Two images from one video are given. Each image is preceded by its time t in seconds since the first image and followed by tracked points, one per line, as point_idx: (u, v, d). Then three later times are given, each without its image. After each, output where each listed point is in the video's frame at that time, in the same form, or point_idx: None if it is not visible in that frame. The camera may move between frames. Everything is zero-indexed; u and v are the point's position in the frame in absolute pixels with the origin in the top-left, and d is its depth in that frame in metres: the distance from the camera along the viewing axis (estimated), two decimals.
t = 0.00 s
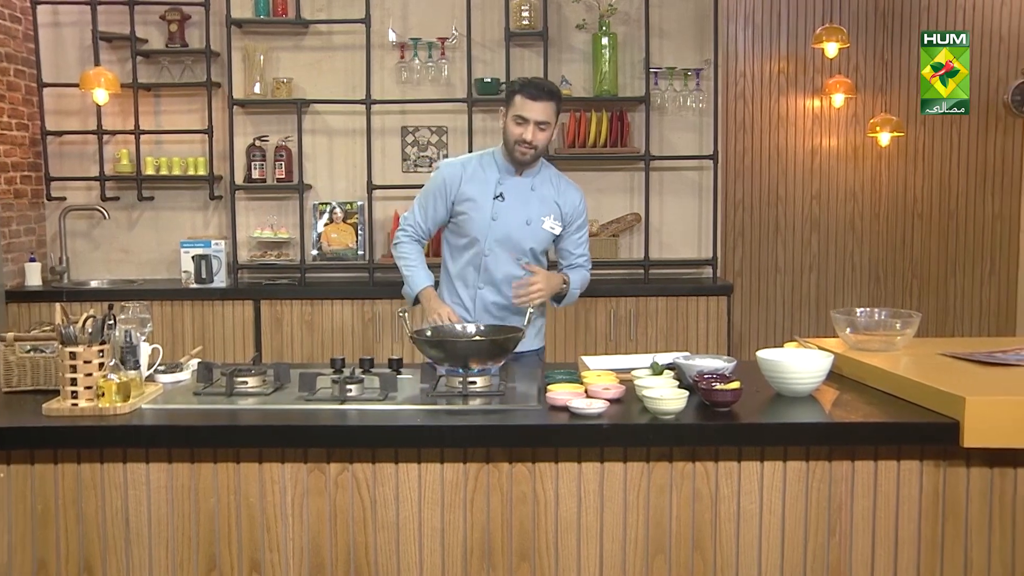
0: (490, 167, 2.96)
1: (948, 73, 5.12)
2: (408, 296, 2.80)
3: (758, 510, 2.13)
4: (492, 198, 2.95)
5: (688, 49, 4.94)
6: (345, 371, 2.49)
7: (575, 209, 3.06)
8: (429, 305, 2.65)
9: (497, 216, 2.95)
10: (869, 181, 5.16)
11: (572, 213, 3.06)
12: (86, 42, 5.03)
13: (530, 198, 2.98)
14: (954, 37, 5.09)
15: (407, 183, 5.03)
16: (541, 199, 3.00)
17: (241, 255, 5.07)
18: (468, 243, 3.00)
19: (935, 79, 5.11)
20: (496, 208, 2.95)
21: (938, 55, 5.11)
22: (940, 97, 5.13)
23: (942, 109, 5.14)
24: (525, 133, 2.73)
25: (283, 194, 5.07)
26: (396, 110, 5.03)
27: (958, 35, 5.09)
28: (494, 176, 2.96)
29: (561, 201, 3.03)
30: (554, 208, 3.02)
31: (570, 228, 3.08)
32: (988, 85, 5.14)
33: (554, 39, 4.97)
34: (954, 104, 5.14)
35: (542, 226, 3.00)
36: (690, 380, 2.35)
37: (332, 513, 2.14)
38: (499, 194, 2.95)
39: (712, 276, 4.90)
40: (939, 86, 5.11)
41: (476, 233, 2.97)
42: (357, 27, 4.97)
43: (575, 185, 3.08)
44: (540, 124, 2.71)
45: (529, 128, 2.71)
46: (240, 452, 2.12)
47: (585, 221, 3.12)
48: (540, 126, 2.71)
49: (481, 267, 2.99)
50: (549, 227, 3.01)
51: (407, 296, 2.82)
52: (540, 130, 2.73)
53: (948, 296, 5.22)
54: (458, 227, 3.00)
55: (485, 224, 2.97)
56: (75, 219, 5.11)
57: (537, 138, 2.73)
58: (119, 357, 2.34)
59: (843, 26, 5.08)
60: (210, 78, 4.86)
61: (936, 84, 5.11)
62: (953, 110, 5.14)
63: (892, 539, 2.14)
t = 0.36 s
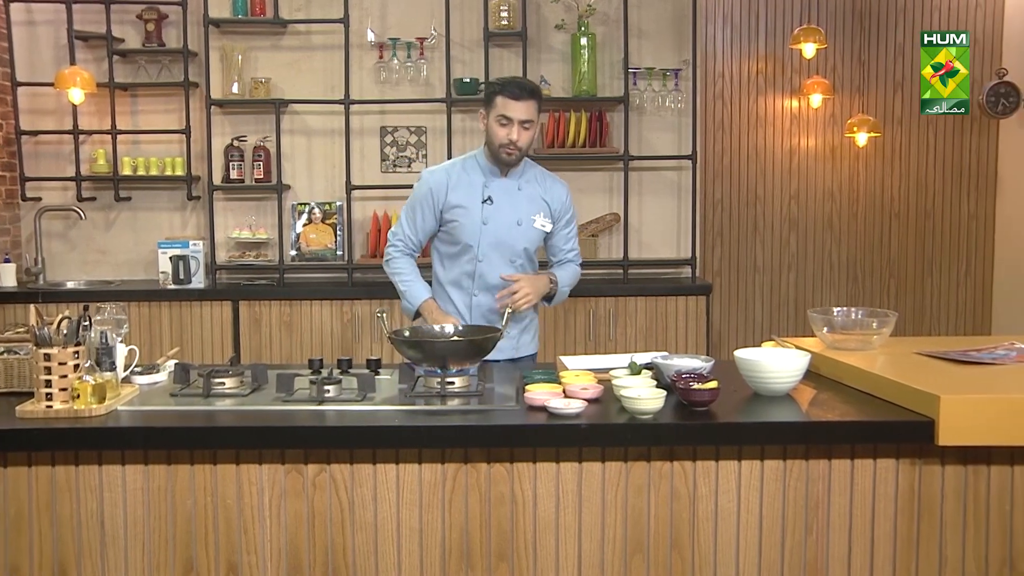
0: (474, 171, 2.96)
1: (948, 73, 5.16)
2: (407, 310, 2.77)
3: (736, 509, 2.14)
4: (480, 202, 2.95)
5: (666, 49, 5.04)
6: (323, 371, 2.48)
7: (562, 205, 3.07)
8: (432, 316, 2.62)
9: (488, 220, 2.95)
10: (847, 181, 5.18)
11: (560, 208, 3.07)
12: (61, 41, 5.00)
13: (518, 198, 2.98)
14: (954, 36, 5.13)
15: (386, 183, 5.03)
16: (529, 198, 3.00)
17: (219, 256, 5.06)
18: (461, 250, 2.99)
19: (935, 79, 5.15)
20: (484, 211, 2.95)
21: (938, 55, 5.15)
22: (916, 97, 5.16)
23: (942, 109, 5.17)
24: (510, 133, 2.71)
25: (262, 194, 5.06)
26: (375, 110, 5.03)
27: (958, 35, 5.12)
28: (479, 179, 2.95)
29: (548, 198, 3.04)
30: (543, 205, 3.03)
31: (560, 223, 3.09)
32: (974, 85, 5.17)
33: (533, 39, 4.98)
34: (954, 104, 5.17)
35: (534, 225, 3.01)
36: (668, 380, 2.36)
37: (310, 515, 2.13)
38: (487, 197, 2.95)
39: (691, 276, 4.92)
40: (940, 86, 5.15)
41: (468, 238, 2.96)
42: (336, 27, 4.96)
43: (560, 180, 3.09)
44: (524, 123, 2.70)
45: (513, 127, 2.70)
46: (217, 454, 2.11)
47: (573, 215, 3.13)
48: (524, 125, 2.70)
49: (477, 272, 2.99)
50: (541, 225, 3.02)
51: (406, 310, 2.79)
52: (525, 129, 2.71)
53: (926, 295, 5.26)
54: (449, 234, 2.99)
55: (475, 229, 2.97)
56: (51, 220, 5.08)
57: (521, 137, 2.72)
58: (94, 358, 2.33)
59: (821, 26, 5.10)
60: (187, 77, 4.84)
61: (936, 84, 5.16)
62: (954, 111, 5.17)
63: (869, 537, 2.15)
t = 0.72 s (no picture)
0: (454, 172, 2.96)
1: (948, 73, 5.17)
2: (428, 317, 2.74)
3: (724, 509, 2.14)
4: (464, 202, 2.95)
5: (653, 49, 5.06)
6: (312, 372, 2.48)
7: (550, 193, 3.05)
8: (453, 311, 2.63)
9: (474, 219, 2.95)
10: (835, 180, 5.20)
11: (548, 197, 3.05)
12: (47, 41, 4.98)
13: (503, 192, 2.98)
14: (954, 36, 5.14)
15: (374, 183, 5.02)
16: (514, 191, 2.99)
17: (207, 256, 5.05)
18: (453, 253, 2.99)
19: (935, 79, 5.17)
20: (469, 211, 2.95)
21: (938, 55, 5.16)
22: (903, 97, 5.18)
23: (943, 109, 5.18)
24: (476, 123, 2.74)
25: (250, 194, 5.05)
26: (364, 111, 5.02)
27: (958, 35, 5.13)
28: (461, 179, 2.95)
29: (534, 188, 3.02)
30: (530, 195, 3.01)
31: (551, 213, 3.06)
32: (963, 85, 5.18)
33: (522, 39, 4.98)
34: (954, 104, 5.17)
35: (523, 217, 2.99)
36: (656, 380, 2.37)
37: (297, 515, 2.12)
38: (471, 195, 2.95)
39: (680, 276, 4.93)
40: (940, 85, 5.17)
41: (458, 240, 2.96)
42: (324, 27, 4.96)
43: (545, 170, 3.07)
44: (492, 114, 2.73)
45: (480, 117, 2.72)
46: (205, 455, 2.11)
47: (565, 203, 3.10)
48: (491, 116, 2.73)
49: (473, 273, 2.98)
50: (531, 216, 3.00)
51: (425, 317, 2.76)
52: (492, 121, 2.74)
53: (913, 295, 5.28)
54: (439, 239, 2.99)
55: (463, 230, 2.97)
56: (38, 220, 5.06)
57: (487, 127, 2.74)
58: (81, 359, 2.31)
59: (808, 27, 5.11)
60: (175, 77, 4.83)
61: (936, 84, 5.17)
62: (954, 111, 5.18)
63: (856, 536, 2.16)
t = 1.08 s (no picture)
0: (463, 168, 2.97)
1: (948, 73, 5.17)
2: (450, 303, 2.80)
3: (723, 509, 2.14)
4: (471, 199, 2.95)
5: (653, 49, 5.08)
6: (311, 372, 2.49)
7: (560, 194, 3.02)
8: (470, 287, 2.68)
9: (480, 216, 2.95)
10: (833, 180, 5.20)
11: (558, 198, 3.01)
12: (46, 40, 4.98)
13: (510, 191, 2.96)
14: (954, 36, 5.14)
15: (374, 183, 5.02)
16: (522, 190, 2.97)
17: (206, 256, 5.05)
18: (458, 249, 3.00)
19: (935, 79, 5.17)
20: (475, 208, 2.95)
21: (938, 55, 5.16)
22: (902, 97, 5.18)
23: (943, 109, 5.18)
24: (483, 123, 2.76)
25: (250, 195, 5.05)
26: (363, 111, 5.02)
27: (958, 35, 5.13)
28: (469, 176, 2.96)
29: (544, 189, 3.00)
30: (539, 196, 2.99)
31: (560, 215, 3.03)
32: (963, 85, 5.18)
33: (521, 39, 4.99)
34: (954, 104, 5.17)
35: (529, 217, 2.98)
36: (656, 380, 2.37)
37: (296, 516, 2.12)
38: (477, 193, 2.95)
39: (679, 275, 4.93)
40: (941, 85, 5.17)
41: (462, 237, 2.97)
42: (323, 27, 4.96)
43: (557, 170, 3.04)
44: (500, 114, 2.76)
45: (487, 116, 2.75)
46: (204, 455, 2.11)
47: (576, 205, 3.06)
48: (499, 116, 2.76)
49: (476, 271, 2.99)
50: (537, 216, 2.98)
51: (447, 304, 2.82)
52: (500, 121, 2.77)
53: (912, 295, 5.28)
54: (445, 234, 3.00)
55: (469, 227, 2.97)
56: (37, 220, 5.06)
57: (497, 126, 2.77)
58: (79, 359, 2.30)
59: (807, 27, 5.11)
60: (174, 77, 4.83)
61: (936, 84, 5.17)
62: (954, 111, 5.18)
63: (855, 536, 2.16)
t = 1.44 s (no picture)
0: (510, 168, 2.92)
1: (948, 73, 5.17)
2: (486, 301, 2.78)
3: (723, 509, 2.14)
4: (516, 200, 2.90)
5: (653, 49, 5.08)
6: (311, 372, 2.49)
7: (607, 199, 2.96)
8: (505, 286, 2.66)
9: (524, 218, 2.91)
10: (834, 180, 5.20)
11: (605, 203, 2.95)
12: (46, 40, 4.98)
13: (557, 194, 2.92)
14: (954, 36, 5.14)
15: (374, 183, 5.03)
16: (569, 194, 2.92)
17: (206, 256, 5.05)
18: (500, 249, 2.95)
19: (935, 79, 5.17)
20: (520, 209, 2.90)
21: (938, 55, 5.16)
22: (902, 98, 5.18)
23: (943, 109, 5.18)
24: (553, 136, 2.69)
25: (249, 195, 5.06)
26: (363, 111, 5.02)
27: (958, 35, 5.13)
28: (516, 177, 2.91)
29: (590, 193, 2.94)
30: (585, 200, 2.94)
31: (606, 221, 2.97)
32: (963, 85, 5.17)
33: (521, 39, 4.99)
34: (955, 104, 5.17)
35: (574, 221, 2.92)
36: (656, 380, 2.37)
37: (296, 516, 2.12)
38: (523, 194, 2.91)
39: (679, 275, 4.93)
40: (941, 85, 5.17)
41: (505, 238, 2.92)
42: (323, 27, 4.96)
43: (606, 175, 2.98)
44: (569, 125, 2.68)
45: (557, 130, 2.68)
46: (204, 455, 2.11)
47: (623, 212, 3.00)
48: (568, 127, 2.68)
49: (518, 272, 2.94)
50: (582, 221, 2.93)
51: (482, 302, 2.79)
52: (569, 130, 2.70)
53: (912, 295, 5.29)
54: (488, 234, 2.96)
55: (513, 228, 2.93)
56: (37, 220, 5.06)
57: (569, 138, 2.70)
58: (79, 359, 2.29)
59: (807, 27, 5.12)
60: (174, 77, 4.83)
61: (936, 84, 5.17)
62: (955, 111, 5.18)
63: (855, 535, 2.16)
